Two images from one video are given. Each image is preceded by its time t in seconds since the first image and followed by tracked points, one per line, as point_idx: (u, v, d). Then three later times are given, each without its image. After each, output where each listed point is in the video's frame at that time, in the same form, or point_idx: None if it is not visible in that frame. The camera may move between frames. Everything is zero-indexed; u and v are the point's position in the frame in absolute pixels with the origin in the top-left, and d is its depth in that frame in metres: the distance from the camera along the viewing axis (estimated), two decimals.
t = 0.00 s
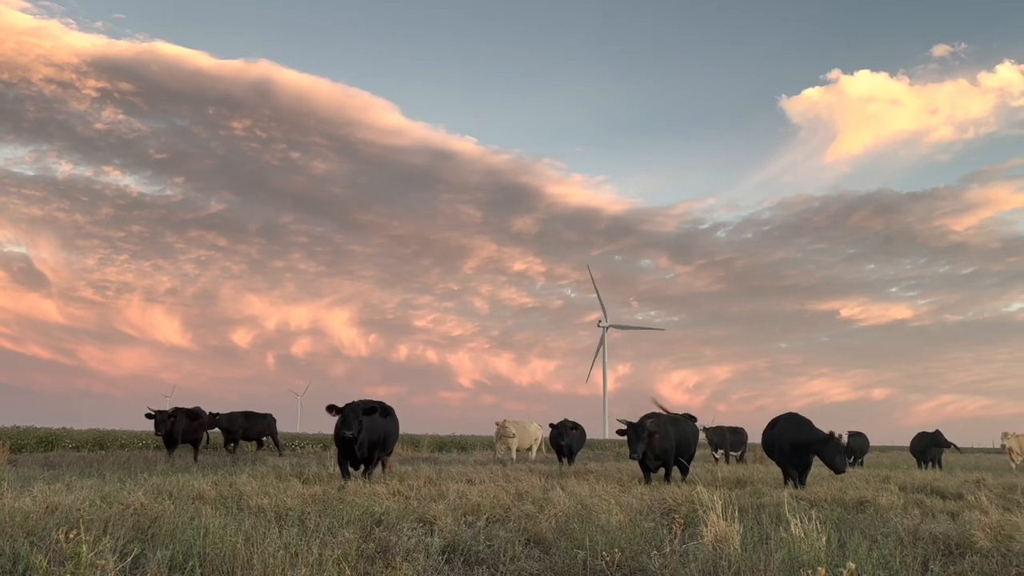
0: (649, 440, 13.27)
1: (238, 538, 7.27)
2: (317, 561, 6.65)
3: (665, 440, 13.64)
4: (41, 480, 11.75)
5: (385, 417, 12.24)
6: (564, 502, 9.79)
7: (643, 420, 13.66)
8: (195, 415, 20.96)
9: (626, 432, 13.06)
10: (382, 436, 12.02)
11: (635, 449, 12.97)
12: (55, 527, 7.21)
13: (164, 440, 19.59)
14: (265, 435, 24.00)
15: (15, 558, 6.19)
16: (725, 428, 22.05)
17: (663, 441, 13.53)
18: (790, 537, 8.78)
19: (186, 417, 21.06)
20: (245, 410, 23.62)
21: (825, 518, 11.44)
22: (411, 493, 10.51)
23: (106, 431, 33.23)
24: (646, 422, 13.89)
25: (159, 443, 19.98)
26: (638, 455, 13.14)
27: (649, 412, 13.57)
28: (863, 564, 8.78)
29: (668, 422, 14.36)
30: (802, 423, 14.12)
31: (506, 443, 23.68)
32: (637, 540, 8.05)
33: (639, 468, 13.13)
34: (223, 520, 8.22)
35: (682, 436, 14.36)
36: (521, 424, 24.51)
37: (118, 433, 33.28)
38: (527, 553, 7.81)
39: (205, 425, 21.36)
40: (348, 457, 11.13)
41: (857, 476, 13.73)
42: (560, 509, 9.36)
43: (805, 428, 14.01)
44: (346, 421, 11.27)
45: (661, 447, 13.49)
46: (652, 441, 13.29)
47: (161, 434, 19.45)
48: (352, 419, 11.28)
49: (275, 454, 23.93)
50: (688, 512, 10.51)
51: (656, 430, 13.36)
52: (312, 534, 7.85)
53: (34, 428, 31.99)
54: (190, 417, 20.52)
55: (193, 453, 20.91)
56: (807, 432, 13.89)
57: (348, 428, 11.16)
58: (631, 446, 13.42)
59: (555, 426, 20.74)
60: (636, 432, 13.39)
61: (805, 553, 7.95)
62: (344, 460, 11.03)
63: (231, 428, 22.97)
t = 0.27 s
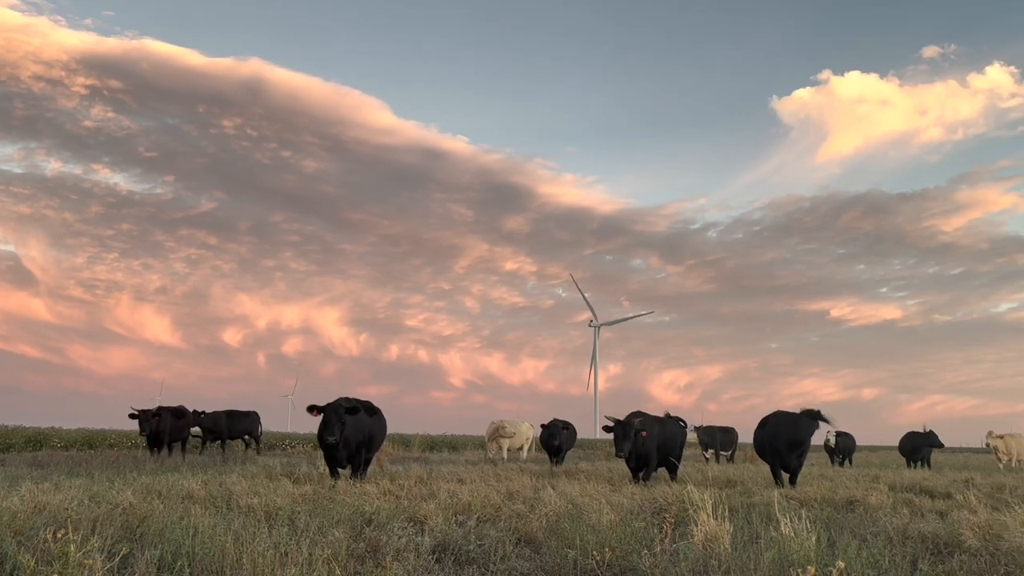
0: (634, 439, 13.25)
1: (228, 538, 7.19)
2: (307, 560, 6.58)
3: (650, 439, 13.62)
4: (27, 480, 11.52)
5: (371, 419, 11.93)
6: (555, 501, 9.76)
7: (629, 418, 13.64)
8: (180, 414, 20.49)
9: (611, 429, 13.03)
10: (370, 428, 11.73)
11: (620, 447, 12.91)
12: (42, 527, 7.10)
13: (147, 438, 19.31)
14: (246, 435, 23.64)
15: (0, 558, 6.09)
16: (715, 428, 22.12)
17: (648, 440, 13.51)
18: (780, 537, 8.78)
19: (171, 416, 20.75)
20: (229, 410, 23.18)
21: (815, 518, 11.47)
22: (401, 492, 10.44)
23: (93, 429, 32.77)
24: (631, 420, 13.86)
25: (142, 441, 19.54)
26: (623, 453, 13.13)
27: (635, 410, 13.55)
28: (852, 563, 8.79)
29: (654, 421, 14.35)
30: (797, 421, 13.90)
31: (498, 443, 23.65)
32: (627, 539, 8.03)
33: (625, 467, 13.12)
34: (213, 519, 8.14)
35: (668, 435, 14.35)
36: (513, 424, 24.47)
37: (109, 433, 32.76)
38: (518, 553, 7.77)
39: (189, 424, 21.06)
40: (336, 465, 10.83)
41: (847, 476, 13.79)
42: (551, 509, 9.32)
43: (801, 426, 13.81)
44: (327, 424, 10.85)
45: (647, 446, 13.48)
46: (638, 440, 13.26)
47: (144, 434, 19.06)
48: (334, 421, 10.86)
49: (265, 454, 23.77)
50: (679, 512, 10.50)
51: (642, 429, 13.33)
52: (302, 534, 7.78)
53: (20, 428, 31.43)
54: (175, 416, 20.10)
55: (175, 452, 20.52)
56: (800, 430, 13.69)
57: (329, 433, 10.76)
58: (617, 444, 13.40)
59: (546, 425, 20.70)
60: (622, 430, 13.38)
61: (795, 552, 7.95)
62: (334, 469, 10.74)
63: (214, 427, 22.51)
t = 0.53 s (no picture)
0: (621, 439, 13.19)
1: (217, 538, 7.11)
2: (296, 561, 6.51)
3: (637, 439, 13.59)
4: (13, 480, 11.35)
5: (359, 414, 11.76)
6: (545, 501, 9.73)
7: (616, 418, 13.58)
8: (163, 413, 20.09)
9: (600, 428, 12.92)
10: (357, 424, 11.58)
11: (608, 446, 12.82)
12: (28, 527, 6.99)
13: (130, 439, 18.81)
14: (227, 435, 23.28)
15: None
16: (705, 428, 22.19)
17: (634, 440, 13.49)
18: (769, 536, 8.78)
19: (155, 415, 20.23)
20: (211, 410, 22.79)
21: (804, 518, 11.49)
22: (392, 492, 10.38)
23: (80, 429, 32.36)
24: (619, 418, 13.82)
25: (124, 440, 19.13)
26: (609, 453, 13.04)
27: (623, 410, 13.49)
28: (841, 562, 8.81)
29: (641, 420, 14.32)
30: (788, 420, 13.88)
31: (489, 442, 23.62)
32: (617, 539, 8.01)
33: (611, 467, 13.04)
34: (202, 519, 8.05)
35: (654, 435, 14.33)
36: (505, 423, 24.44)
37: (97, 433, 32.34)
38: (508, 553, 7.73)
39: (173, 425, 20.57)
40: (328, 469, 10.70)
41: (836, 476, 13.84)
42: (541, 509, 9.28)
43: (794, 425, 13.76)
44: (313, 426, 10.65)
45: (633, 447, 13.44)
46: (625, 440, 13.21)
47: (126, 432, 18.68)
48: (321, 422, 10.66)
49: (254, 454, 23.61)
50: (669, 511, 10.49)
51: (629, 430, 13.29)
52: (291, 533, 7.71)
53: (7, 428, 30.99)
54: (158, 415, 19.71)
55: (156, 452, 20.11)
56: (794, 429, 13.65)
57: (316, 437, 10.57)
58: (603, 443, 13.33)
59: (537, 425, 20.68)
60: (609, 429, 13.29)
61: (785, 552, 7.95)
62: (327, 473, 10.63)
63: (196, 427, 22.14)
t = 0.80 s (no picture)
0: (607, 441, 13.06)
1: (205, 538, 7.02)
2: (285, 561, 6.45)
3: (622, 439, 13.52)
4: None
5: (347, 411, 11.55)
6: (536, 501, 9.70)
7: (602, 418, 13.50)
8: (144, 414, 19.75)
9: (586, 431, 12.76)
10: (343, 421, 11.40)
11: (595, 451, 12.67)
12: (13, 527, 6.89)
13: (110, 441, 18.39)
14: (207, 436, 22.97)
15: None
16: (695, 428, 22.26)
17: (620, 440, 13.41)
18: (758, 536, 8.78)
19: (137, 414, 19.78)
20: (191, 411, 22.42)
21: (793, 518, 11.52)
22: (381, 492, 10.32)
23: (67, 429, 32.03)
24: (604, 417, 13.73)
25: (106, 439, 18.78)
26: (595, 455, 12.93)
27: (609, 411, 13.36)
28: (829, 562, 8.83)
29: (626, 419, 14.27)
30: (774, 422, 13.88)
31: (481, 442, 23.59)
32: (607, 539, 7.98)
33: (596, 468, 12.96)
34: (190, 520, 7.96)
35: (640, 434, 14.28)
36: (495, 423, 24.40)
37: (84, 433, 32.00)
38: (498, 553, 7.69)
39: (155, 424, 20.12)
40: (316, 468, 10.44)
41: (825, 476, 13.90)
42: (531, 509, 9.25)
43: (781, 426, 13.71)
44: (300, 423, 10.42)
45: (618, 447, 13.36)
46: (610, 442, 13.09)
47: (108, 431, 18.36)
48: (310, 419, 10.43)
49: (243, 454, 23.48)
50: (659, 512, 10.49)
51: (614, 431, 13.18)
52: (280, 534, 7.64)
53: None
54: (140, 415, 19.39)
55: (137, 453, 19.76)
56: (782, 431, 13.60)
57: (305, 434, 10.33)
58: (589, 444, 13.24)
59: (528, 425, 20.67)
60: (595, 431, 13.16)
61: (774, 551, 7.95)
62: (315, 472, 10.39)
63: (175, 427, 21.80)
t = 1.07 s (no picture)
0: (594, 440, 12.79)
1: (194, 539, 6.94)
2: (274, 562, 6.38)
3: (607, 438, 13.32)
4: None
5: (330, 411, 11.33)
6: (525, 502, 9.68)
7: (588, 417, 13.37)
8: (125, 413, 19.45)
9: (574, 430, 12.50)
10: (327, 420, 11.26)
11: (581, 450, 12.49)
12: None
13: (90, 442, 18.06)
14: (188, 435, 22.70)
15: None
16: (685, 429, 22.31)
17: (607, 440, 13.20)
18: (747, 537, 8.78)
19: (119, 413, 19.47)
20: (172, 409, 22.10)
21: (782, 519, 11.54)
22: (371, 493, 10.26)
23: (55, 429, 31.80)
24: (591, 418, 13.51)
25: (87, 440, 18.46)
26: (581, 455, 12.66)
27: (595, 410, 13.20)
28: (817, 563, 8.85)
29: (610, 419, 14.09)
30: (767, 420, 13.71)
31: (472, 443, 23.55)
32: (596, 540, 7.96)
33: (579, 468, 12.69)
34: (179, 520, 7.87)
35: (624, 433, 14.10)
36: (486, 424, 24.37)
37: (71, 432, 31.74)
38: (487, 554, 7.65)
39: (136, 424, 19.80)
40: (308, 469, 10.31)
41: (814, 477, 13.94)
42: (521, 510, 9.22)
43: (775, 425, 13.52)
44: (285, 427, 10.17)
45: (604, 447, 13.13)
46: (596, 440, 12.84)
47: (89, 432, 18.07)
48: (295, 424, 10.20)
49: (232, 454, 23.32)
50: (648, 512, 10.49)
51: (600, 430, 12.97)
52: (269, 535, 7.57)
53: None
54: (122, 415, 19.09)
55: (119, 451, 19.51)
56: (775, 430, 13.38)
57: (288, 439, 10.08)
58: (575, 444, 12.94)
59: (516, 426, 20.57)
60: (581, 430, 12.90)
61: (763, 552, 7.95)
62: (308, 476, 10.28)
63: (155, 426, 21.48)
